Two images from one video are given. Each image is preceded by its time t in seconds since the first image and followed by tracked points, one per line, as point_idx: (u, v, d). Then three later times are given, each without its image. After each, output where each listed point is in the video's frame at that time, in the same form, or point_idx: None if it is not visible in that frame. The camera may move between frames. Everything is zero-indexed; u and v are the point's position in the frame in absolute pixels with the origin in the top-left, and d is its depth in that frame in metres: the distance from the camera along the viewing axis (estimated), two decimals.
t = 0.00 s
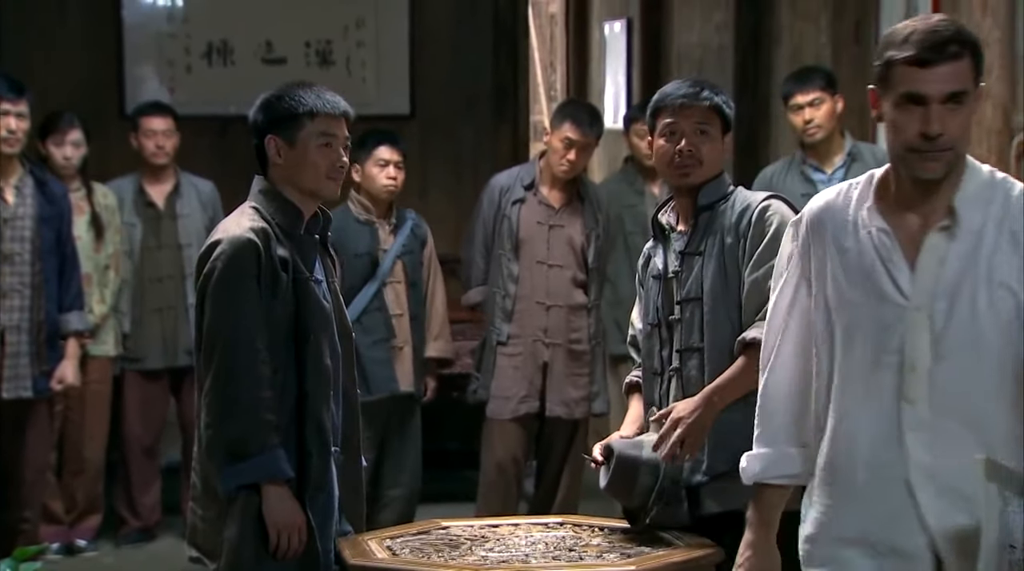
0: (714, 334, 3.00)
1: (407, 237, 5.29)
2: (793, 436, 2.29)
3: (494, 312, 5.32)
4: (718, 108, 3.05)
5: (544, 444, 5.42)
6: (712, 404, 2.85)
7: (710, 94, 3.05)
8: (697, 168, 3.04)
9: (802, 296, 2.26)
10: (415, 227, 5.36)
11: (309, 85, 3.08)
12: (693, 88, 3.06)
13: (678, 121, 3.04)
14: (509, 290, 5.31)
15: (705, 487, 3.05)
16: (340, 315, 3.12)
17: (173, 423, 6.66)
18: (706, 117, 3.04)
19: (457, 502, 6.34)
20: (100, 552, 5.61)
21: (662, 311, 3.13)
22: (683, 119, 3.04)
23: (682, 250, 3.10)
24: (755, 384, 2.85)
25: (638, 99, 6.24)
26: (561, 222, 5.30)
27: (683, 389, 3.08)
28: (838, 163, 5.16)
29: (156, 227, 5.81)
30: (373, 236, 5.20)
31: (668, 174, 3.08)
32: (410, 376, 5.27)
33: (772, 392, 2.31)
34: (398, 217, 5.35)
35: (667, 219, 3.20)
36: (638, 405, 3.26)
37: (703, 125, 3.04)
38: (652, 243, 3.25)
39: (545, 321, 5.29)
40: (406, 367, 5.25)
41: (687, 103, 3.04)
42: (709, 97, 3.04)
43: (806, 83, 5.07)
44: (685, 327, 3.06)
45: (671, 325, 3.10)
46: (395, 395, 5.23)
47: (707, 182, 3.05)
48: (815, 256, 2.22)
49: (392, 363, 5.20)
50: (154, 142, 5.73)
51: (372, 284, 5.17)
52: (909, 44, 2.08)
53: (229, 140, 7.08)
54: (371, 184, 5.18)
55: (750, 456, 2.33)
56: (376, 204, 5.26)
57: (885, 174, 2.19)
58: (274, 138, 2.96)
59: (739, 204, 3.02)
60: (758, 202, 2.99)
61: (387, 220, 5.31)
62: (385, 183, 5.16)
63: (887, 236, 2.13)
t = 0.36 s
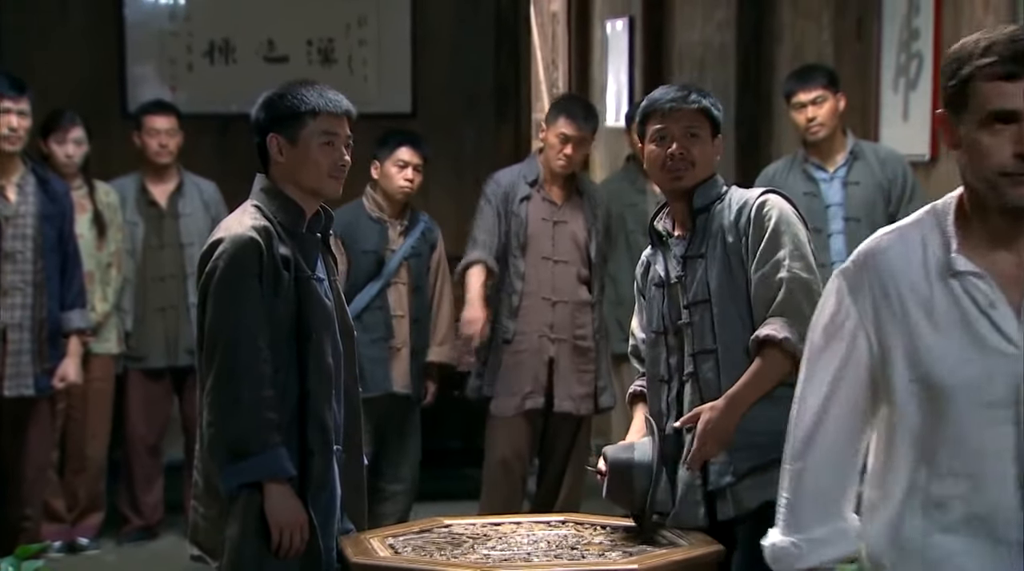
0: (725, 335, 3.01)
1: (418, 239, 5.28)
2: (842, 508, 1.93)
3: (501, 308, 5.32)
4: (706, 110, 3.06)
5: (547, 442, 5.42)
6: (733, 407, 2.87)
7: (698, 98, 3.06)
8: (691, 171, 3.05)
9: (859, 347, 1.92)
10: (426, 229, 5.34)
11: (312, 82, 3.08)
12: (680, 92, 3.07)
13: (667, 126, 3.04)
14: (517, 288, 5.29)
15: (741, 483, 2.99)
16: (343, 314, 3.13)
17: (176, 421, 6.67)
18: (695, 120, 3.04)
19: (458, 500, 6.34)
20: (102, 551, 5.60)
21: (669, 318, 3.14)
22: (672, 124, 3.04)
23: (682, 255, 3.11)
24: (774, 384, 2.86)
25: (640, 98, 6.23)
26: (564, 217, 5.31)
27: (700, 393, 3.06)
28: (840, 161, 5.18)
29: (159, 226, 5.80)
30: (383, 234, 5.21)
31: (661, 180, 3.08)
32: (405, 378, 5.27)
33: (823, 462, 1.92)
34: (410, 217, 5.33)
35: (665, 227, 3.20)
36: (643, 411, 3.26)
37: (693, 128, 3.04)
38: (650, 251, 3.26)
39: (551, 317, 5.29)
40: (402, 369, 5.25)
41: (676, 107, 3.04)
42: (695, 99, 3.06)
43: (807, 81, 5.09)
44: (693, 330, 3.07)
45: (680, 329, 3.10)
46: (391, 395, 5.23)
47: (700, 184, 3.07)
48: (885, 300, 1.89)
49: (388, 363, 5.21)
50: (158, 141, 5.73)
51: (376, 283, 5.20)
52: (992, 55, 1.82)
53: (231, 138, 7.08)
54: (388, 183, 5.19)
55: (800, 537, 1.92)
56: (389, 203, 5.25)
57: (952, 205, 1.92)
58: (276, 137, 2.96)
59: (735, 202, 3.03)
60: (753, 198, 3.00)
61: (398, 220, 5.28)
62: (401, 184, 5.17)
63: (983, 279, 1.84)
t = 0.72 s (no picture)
0: (742, 336, 3.01)
1: (419, 240, 5.27)
2: None
3: (513, 301, 5.21)
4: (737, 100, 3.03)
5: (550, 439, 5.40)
6: (748, 409, 2.90)
7: (729, 88, 3.02)
8: (720, 163, 3.02)
9: None
10: (429, 230, 5.33)
11: (315, 78, 3.07)
12: (713, 82, 3.03)
13: (698, 117, 3.01)
14: (530, 279, 5.18)
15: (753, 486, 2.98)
16: (346, 311, 3.13)
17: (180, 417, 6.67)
18: (726, 112, 3.01)
19: (462, 496, 6.34)
20: (105, 547, 5.61)
21: (684, 310, 3.12)
22: (704, 115, 3.01)
23: (703, 248, 3.09)
24: (792, 388, 2.91)
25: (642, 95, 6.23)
26: (566, 211, 5.26)
27: (713, 391, 3.06)
28: (844, 157, 5.15)
29: (161, 222, 5.80)
30: (383, 230, 5.22)
31: (688, 170, 3.05)
32: (399, 377, 5.24)
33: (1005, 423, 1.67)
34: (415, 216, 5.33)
35: (684, 214, 3.17)
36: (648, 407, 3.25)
37: (724, 121, 3.01)
38: (667, 237, 3.24)
39: (561, 310, 5.21)
40: (396, 368, 5.23)
41: (709, 98, 3.00)
42: (730, 90, 3.02)
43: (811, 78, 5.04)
44: (711, 326, 3.05)
45: (695, 324, 3.09)
46: (384, 393, 5.21)
47: (727, 177, 3.05)
48: None
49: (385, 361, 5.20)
50: (160, 137, 5.73)
51: (374, 280, 5.19)
52: None
53: (234, 135, 7.08)
54: (392, 180, 5.19)
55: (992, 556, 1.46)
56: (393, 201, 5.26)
57: None
58: (279, 133, 2.96)
59: (762, 197, 3.02)
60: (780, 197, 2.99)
61: (401, 218, 5.29)
62: (406, 184, 5.16)
63: None
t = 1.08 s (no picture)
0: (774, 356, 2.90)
1: (413, 232, 5.26)
2: None
3: (519, 294, 5.19)
4: (812, 104, 2.89)
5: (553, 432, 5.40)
6: (757, 433, 2.83)
7: (805, 91, 2.88)
8: (784, 173, 2.90)
9: None
10: (421, 222, 5.30)
11: (319, 73, 3.06)
12: (786, 84, 2.89)
13: (768, 121, 2.88)
14: (536, 272, 5.18)
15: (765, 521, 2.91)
16: (349, 305, 3.13)
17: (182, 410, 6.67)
18: (796, 118, 2.88)
19: (463, 490, 6.33)
20: (108, 540, 5.60)
21: (723, 318, 3.02)
22: (774, 119, 2.87)
23: (751, 256, 2.97)
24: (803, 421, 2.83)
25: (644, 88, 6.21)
26: (570, 205, 5.25)
27: (740, 407, 2.97)
28: (844, 151, 5.11)
29: (161, 216, 5.80)
30: (382, 223, 5.21)
31: (750, 173, 2.93)
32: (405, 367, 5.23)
33: None
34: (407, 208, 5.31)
35: (740, 213, 3.05)
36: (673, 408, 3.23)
37: (794, 128, 2.88)
38: (717, 232, 3.11)
39: (565, 303, 5.20)
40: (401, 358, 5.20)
41: (779, 103, 2.87)
42: (804, 94, 2.88)
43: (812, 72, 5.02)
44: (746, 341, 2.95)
45: (732, 333, 2.99)
46: (394, 386, 5.19)
47: (789, 186, 2.92)
48: None
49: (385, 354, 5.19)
50: (159, 131, 5.71)
51: (376, 271, 5.18)
52: None
53: (236, 129, 7.07)
54: (386, 173, 5.18)
55: None
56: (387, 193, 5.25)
57: None
58: (282, 127, 2.95)
59: (819, 217, 2.88)
60: (834, 222, 2.86)
61: (395, 210, 5.27)
62: (400, 176, 5.16)
63: None
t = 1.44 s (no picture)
0: (824, 379, 2.80)
1: (409, 223, 5.26)
2: None
3: (522, 289, 5.18)
4: (886, 125, 2.77)
5: (554, 427, 5.40)
6: (780, 445, 2.79)
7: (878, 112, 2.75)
8: (852, 195, 2.77)
9: None
10: (414, 212, 5.31)
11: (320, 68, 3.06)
12: (858, 104, 2.76)
13: (840, 140, 2.76)
14: (539, 266, 5.17)
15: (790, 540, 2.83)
16: (350, 300, 3.13)
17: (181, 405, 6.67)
18: (868, 142, 2.75)
19: (462, 486, 6.33)
20: (109, 535, 5.61)
21: (781, 331, 2.89)
22: (846, 138, 2.75)
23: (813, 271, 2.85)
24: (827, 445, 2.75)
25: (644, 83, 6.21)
26: (571, 199, 5.25)
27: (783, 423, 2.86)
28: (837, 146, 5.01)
29: (160, 211, 5.79)
30: (379, 217, 5.16)
31: (817, 190, 2.81)
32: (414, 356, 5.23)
33: None
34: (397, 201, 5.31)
35: (807, 221, 2.93)
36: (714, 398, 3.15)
37: (865, 152, 2.75)
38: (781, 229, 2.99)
39: (567, 298, 5.20)
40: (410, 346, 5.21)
41: (851, 123, 2.75)
42: (877, 112, 2.76)
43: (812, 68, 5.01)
44: (799, 360, 2.83)
45: (784, 347, 2.88)
46: (402, 380, 5.19)
47: (858, 208, 2.79)
48: None
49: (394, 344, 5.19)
50: (155, 126, 5.71)
51: (379, 266, 5.17)
52: None
53: (236, 124, 7.07)
54: (373, 166, 5.17)
55: None
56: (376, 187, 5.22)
57: None
58: (284, 122, 2.95)
59: (884, 245, 2.74)
60: (899, 253, 2.71)
61: (387, 203, 5.25)
62: (390, 168, 5.15)
63: None
